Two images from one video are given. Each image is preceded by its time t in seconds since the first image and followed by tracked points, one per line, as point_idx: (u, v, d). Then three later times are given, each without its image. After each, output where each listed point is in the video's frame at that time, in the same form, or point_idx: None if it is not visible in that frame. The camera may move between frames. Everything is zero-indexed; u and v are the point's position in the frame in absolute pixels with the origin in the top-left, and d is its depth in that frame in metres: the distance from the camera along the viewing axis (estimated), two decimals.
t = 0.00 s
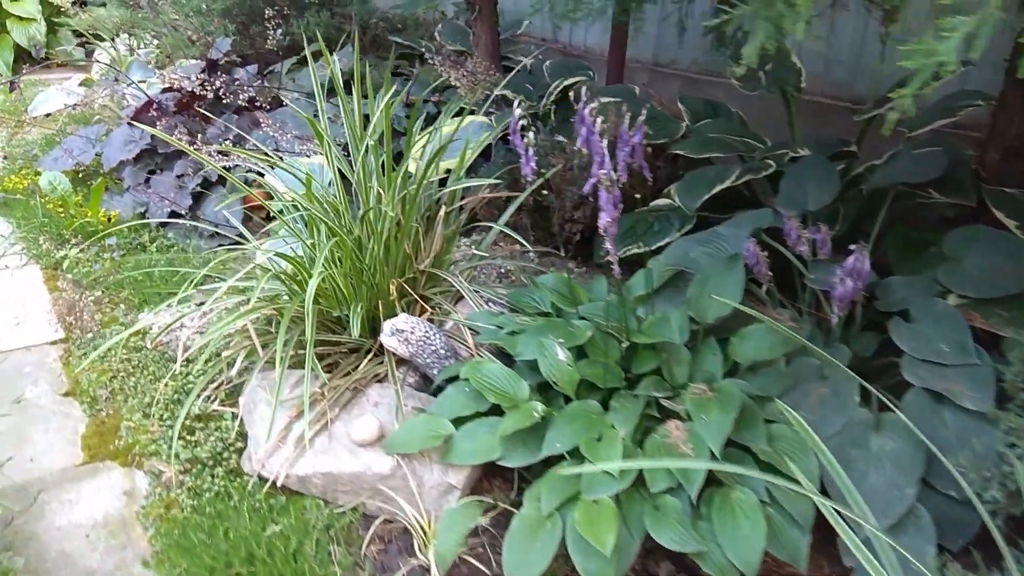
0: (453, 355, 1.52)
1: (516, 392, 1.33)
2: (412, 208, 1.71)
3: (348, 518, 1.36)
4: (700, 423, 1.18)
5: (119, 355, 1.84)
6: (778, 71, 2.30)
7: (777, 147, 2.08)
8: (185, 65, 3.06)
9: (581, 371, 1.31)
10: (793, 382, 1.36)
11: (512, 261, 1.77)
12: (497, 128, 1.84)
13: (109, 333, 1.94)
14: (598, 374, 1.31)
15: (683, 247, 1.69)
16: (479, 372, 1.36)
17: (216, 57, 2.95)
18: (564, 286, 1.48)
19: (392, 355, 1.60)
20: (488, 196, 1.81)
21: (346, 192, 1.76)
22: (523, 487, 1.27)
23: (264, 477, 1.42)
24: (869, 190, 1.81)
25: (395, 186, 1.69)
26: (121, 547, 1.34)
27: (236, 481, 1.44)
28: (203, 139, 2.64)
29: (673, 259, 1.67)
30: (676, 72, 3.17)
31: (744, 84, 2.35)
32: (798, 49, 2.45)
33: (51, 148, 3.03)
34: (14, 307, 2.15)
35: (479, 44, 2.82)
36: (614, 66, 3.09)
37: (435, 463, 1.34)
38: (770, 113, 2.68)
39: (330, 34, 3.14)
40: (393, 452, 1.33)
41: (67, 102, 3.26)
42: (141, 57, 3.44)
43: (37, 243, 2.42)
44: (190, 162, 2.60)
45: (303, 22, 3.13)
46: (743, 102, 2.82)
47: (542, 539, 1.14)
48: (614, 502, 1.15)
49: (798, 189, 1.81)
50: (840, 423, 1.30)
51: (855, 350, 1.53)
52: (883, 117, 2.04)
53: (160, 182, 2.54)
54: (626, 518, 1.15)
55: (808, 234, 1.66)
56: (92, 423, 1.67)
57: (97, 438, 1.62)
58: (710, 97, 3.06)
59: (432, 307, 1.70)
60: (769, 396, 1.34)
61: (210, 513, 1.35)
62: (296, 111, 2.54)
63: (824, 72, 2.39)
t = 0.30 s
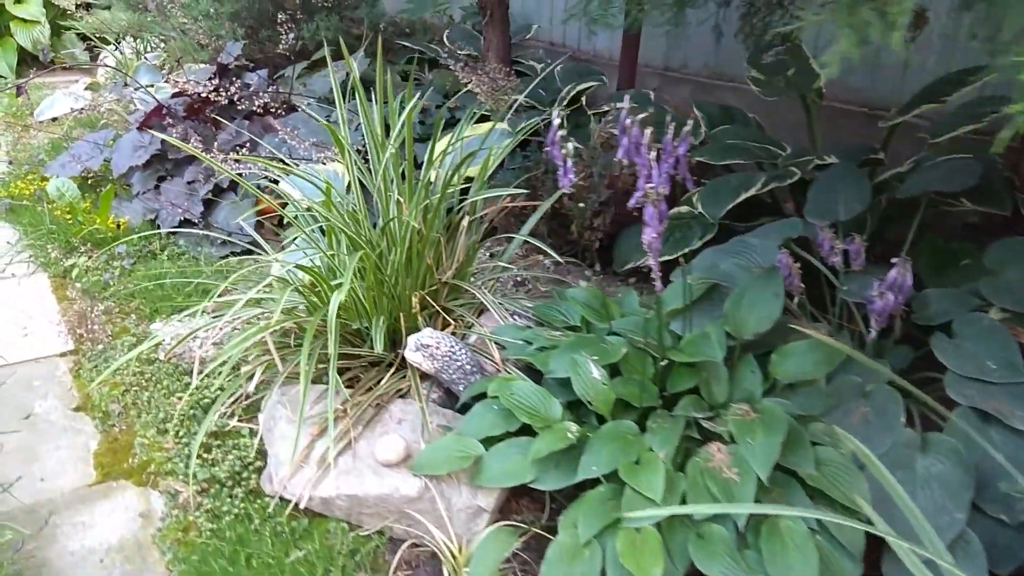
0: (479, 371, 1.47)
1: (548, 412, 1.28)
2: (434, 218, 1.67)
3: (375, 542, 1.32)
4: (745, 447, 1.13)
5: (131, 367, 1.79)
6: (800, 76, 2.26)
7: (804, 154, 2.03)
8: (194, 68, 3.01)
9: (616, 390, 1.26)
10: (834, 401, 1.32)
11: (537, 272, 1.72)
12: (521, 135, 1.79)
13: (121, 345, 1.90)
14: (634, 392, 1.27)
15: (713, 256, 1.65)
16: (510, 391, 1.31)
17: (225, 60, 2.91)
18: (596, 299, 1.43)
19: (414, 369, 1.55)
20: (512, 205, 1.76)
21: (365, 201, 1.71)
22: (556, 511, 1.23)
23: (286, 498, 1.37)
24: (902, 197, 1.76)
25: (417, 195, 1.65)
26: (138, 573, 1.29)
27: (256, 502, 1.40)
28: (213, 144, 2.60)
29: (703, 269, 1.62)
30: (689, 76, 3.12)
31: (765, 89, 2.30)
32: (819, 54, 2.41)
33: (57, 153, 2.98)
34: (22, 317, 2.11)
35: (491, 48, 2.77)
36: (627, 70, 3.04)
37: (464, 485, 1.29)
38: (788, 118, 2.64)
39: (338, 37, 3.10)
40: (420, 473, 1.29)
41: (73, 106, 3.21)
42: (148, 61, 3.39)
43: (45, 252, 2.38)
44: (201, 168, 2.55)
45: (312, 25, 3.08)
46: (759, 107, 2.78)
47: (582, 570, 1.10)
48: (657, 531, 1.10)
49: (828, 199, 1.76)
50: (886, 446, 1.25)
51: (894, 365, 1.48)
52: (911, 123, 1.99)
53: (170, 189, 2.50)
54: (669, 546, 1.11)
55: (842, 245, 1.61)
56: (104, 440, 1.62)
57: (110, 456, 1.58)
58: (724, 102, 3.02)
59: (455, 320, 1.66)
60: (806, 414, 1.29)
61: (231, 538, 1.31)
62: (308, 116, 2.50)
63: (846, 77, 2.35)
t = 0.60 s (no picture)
0: (510, 388, 1.41)
1: (587, 432, 1.22)
2: (459, 228, 1.61)
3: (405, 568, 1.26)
4: (803, 473, 1.08)
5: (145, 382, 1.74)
6: (827, 79, 2.20)
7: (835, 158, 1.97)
8: (203, 72, 2.95)
9: (659, 410, 1.20)
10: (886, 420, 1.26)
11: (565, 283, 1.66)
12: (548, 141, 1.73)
13: (133, 358, 1.84)
14: (677, 412, 1.21)
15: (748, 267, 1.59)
16: (546, 410, 1.25)
17: (234, 63, 2.85)
18: (634, 314, 1.37)
19: (441, 385, 1.49)
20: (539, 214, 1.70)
21: (387, 210, 1.66)
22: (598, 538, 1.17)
23: (311, 522, 1.32)
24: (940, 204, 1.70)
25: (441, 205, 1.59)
26: None
27: (279, 526, 1.34)
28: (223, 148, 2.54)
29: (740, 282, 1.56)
30: (704, 78, 3.07)
31: (790, 92, 2.24)
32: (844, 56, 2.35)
33: (64, 158, 2.93)
34: (30, 328, 2.05)
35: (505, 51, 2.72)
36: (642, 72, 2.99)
37: (499, 509, 1.24)
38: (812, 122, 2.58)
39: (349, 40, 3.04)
40: (453, 497, 1.23)
41: (78, 110, 3.16)
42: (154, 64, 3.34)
43: (52, 261, 2.32)
44: (211, 174, 2.50)
45: (322, 27, 3.03)
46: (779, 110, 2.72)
47: None
48: (710, 563, 1.04)
49: (865, 208, 1.70)
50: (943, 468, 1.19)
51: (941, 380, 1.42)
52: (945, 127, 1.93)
53: (180, 195, 2.45)
54: None
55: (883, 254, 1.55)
56: (119, 459, 1.57)
57: (125, 476, 1.52)
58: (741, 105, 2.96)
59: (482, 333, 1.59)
60: (857, 435, 1.24)
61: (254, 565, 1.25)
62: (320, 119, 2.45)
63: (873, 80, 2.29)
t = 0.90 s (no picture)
0: (543, 402, 1.35)
1: (630, 452, 1.16)
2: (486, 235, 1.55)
3: None
4: (865, 498, 1.03)
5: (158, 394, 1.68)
6: (857, 77, 2.14)
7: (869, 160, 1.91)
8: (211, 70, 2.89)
9: (706, 429, 1.14)
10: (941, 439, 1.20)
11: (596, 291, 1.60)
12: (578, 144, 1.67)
13: (146, 367, 1.79)
14: (725, 431, 1.15)
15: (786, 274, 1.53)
16: (586, 428, 1.19)
17: (244, 61, 2.79)
18: (675, 326, 1.31)
19: (470, 398, 1.44)
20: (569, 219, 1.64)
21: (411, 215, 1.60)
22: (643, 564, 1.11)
23: (339, 544, 1.27)
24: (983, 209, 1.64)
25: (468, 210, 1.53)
26: None
27: (305, 548, 1.29)
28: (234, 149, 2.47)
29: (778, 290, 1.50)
30: (721, 76, 3.00)
31: (817, 92, 2.18)
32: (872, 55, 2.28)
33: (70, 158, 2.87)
34: (39, 337, 1.99)
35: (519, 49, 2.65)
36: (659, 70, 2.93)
37: (537, 532, 1.18)
38: (836, 122, 2.50)
39: (359, 39, 2.99)
40: (488, 520, 1.17)
41: (83, 110, 3.09)
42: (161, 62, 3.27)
43: (60, 266, 2.27)
44: (222, 175, 2.43)
45: (331, 24, 2.96)
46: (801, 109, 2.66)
47: None
48: None
49: (905, 212, 1.64)
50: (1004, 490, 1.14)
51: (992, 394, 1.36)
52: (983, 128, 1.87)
53: (190, 197, 2.39)
54: None
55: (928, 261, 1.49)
56: (134, 475, 1.51)
57: (141, 493, 1.47)
58: (760, 104, 2.89)
59: (511, 343, 1.53)
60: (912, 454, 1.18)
61: None
62: (333, 120, 2.42)
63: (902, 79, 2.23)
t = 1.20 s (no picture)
0: (574, 435, 1.27)
1: (674, 494, 1.07)
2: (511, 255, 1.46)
3: None
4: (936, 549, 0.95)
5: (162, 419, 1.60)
6: (887, 84, 2.02)
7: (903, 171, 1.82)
8: (215, 76, 2.80)
9: (757, 469, 1.06)
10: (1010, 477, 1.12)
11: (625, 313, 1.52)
12: (606, 157, 1.58)
13: (149, 391, 1.70)
14: (777, 472, 1.06)
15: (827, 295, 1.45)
16: (625, 467, 1.10)
17: (249, 67, 2.70)
18: (717, 355, 1.23)
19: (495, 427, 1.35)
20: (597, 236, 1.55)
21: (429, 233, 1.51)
22: None
23: None
24: None
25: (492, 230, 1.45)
26: None
27: None
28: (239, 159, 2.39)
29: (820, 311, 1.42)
30: (737, 80, 2.90)
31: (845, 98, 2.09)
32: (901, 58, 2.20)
33: (70, 167, 2.79)
34: (37, 357, 1.91)
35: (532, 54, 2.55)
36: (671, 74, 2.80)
37: None
38: (861, 127, 2.41)
39: (367, 43, 2.93)
40: (520, 567, 1.09)
41: (83, 117, 3.01)
42: (163, 66, 3.19)
43: (59, 281, 2.19)
44: (227, 185, 2.35)
45: (337, 28, 2.87)
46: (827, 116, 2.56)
47: None
48: None
49: (950, 227, 1.55)
50: None
51: None
52: None
53: (194, 208, 2.30)
54: None
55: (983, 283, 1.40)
56: (138, 509, 1.43)
57: (146, 529, 1.39)
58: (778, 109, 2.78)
59: (536, 368, 1.45)
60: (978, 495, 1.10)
61: None
62: (340, 129, 2.36)
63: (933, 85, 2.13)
